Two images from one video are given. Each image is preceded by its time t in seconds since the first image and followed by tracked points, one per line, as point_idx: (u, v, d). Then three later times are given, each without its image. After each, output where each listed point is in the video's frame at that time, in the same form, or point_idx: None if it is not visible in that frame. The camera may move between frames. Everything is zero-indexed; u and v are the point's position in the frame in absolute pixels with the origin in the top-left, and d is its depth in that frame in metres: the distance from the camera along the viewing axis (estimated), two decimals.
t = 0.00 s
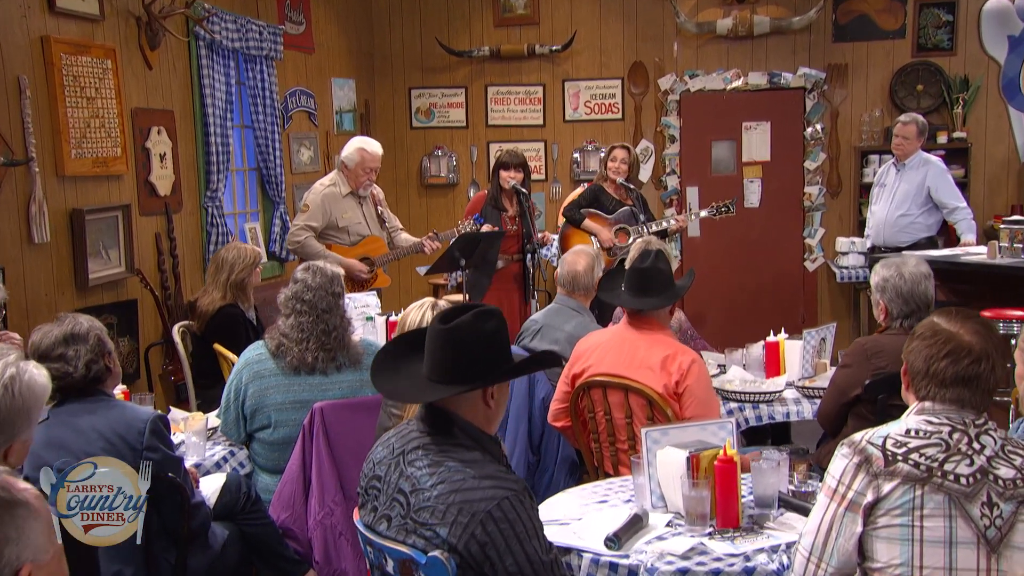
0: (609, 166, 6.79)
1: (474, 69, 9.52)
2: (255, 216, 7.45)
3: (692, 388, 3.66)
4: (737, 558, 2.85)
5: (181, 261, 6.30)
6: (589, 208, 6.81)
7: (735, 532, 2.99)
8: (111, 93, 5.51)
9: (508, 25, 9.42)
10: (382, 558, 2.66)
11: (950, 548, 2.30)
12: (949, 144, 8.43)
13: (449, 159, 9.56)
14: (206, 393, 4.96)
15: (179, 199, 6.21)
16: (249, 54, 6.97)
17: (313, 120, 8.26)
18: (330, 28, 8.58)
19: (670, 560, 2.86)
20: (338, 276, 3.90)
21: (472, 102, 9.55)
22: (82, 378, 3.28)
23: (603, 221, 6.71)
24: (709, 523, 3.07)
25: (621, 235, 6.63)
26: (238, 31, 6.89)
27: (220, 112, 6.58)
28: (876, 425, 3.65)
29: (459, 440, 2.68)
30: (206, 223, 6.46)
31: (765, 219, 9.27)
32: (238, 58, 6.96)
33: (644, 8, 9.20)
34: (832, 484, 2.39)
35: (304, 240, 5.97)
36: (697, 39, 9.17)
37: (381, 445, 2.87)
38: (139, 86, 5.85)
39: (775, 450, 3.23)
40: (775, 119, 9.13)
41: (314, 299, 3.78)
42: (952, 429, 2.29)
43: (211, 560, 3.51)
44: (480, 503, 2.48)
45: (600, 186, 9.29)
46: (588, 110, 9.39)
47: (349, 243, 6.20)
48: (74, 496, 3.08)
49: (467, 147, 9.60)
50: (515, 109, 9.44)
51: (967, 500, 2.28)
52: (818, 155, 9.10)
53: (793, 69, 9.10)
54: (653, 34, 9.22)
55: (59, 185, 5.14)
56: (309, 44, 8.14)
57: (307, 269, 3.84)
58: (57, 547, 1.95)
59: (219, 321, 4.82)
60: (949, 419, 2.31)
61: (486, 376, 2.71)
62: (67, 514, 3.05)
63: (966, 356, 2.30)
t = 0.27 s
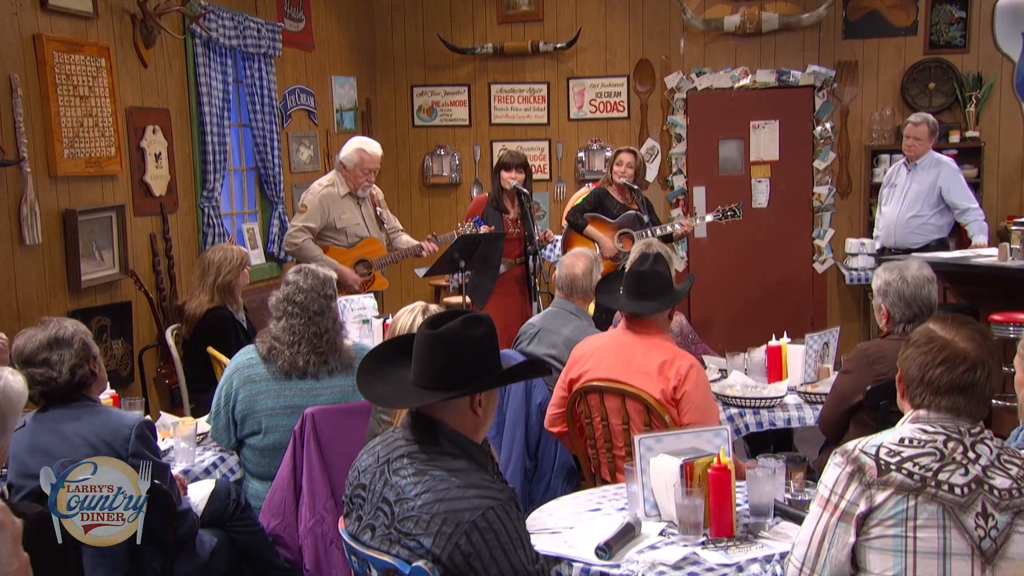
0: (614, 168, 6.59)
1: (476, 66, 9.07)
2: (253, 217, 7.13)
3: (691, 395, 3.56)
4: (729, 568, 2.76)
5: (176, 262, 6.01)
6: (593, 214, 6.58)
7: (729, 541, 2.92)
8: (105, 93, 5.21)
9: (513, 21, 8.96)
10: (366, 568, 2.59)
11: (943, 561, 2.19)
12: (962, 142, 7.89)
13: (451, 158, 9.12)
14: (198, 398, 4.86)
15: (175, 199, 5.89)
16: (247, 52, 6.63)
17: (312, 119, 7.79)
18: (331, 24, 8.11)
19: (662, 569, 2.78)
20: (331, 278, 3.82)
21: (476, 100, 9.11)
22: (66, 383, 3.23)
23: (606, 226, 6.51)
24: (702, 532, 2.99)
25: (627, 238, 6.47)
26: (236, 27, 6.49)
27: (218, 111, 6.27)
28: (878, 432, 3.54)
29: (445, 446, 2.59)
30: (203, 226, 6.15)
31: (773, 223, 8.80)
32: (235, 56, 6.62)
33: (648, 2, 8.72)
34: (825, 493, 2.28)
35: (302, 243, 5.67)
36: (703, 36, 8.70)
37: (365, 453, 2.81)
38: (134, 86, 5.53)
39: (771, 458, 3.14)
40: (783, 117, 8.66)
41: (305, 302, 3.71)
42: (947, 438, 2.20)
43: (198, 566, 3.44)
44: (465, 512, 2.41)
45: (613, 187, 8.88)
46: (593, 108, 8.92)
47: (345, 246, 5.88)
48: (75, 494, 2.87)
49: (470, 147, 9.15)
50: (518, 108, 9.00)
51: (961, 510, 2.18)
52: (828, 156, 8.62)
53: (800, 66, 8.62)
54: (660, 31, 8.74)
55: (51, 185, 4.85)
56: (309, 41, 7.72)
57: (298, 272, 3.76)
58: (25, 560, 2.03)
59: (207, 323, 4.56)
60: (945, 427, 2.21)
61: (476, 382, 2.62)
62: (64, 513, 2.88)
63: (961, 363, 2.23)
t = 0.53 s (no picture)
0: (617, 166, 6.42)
1: (479, 63, 8.97)
2: (250, 217, 7.01)
3: (688, 400, 3.47)
4: None
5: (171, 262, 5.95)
6: (595, 211, 6.45)
7: (722, 550, 2.83)
8: (98, 91, 5.14)
9: (516, 18, 8.84)
10: None
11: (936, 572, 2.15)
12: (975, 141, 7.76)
13: (453, 157, 9.04)
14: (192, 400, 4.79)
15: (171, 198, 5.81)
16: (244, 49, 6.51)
17: (311, 117, 7.73)
18: (331, 20, 8.02)
19: None
20: (323, 281, 3.77)
21: (479, 97, 9.00)
22: (50, 388, 3.17)
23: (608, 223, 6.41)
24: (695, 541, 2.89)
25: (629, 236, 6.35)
26: (234, 25, 6.39)
27: (214, 110, 6.18)
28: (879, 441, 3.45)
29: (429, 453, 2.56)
30: (199, 226, 6.06)
31: (781, 224, 8.62)
32: (233, 53, 6.52)
33: None
34: (816, 502, 2.24)
35: (297, 243, 5.57)
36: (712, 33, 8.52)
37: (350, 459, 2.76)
38: (128, 83, 5.45)
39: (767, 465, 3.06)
40: (792, 115, 8.49)
41: (297, 306, 3.65)
42: (940, 446, 2.15)
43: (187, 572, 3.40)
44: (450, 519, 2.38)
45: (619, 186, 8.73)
46: (599, 106, 8.81)
47: (344, 246, 5.79)
48: (75, 495, 2.90)
49: (472, 146, 9.07)
50: (522, 106, 8.91)
51: (954, 519, 2.14)
52: (836, 155, 8.44)
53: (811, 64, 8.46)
54: (665, 28, 8.58)
55: (44, 185, 4.79)
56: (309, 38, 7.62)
57: (289, 275, 3.70)
58: None
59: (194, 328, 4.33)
60: (939, 435, 2.17)
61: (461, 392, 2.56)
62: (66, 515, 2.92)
63: (956, 370, 2.18)
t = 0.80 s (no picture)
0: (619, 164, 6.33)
1: (481, 60, 8.72)
2: (248, 217, 6.83)
3: (685, 404, 3.36)
4: None
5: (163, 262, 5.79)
6: (596, 208, 6.36)
7: (714, 558, 2.74)
8: (91, 89, 4.98)
9: (519, 14, 8.63)
10: None
11: None
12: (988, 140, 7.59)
13: (455, 156, 8.78)
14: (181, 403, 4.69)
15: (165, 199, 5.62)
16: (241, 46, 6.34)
17: (309, 115, 7.53)
18: (329, 16, 7.86)
19: None
20: (313, 283, 3.71)
21: (481, 96, 8.77)
22: (30, 392, 3.10)
23: (609, 221, 6.30)
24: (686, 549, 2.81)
25: (629, 236, 6.25)
26: (229, 21, 6.23)
27: (210, 108, 6.01)
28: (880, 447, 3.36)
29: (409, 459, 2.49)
30: (194, 225, 5.91)
31: (789, 224, 8.43)
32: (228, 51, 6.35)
33: None
34: (807, 510, 2.18)
35: (293, 242, 5.49)
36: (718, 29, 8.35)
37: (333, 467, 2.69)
38: (120, 82, 5.28)
39: (761, 471, 2.97)
40: (802, 113, 8.30)
41: (286, 309, 3.60)
42: (932, 452, 2.10)
43: None
44: (432, 528, 2.30)
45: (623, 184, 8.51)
46: (603, 104, 8.57)
47: (340, 247, 5.73)
48: (73, 496, 2.92)
49: (475, 143, 8.78)
50: (525, 104, 8.65)
51: (946, 528, 2.08)
52: (847, 152, 8.25)
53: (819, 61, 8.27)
54: (671, 22, 8.39)
55: (33, 184, 4.63)
56: (306, 34, 7.46)
57: (279, 277, 3.65)
58: None
59: (182, 329, 4.21)
60: (931, 442, 2.12)
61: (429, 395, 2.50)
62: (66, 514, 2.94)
63: (948, 375, 2.14)
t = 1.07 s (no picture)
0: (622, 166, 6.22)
1: (485, 57, 8.51)
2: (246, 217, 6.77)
3: (683, 409, 3.28)
4: None
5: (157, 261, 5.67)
6: (600, 213, 6.25)
7: (705, 567, 2.68)
8: (83, 86, 4.88)
9: (523, 11, 8.40)
10: None
11: None
12: (1003, 139, 7.41)
13: (457, 154, 8.58)
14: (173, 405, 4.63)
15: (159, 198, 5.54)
16: (238, 42, 6.25)
17: (308, 112, 7.35)
18: (329, 12, 7.71)
19: None
20: (304, 284, 3.64)
21: (484, 95, 8.55)
22: (11, 397, 3.02)
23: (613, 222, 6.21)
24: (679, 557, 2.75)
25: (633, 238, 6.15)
26: (225, 18, 6.13)
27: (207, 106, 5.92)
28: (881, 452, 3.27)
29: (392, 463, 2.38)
30: (188, 225, 5.78)
31: (798, 225, 8.23)
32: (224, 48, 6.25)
33: None
34: (796, 518, 2.11)
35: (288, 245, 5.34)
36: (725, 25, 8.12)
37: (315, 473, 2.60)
38: (114, 80, 5.20)
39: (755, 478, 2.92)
40: (811, 110, 8.09)
41: (276, 310, 3.53)
42: (924, 460, 2.04)
43: None
44: (413, 535, 2.21)
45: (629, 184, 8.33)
46: (608, 102, 8.34)
47: (336, 248, 5.54)
48: (72, 495, 2.95)
49: (477, 143, 8.59)
50: (528, 102, 8.43)
51: (937, 537, 2.01)
52: (857, 152, 8.04)
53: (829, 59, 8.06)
54: (678, 19, 8.19)
55: (24, 184, 4.55)
56: (304, 31, 7.33)
57: (269, 279, 3.58)
58: None
59: (175, 332, 4.14)
60: (923, 449, 2.05)
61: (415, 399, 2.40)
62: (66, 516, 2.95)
63: (941, 381, 2.07)
